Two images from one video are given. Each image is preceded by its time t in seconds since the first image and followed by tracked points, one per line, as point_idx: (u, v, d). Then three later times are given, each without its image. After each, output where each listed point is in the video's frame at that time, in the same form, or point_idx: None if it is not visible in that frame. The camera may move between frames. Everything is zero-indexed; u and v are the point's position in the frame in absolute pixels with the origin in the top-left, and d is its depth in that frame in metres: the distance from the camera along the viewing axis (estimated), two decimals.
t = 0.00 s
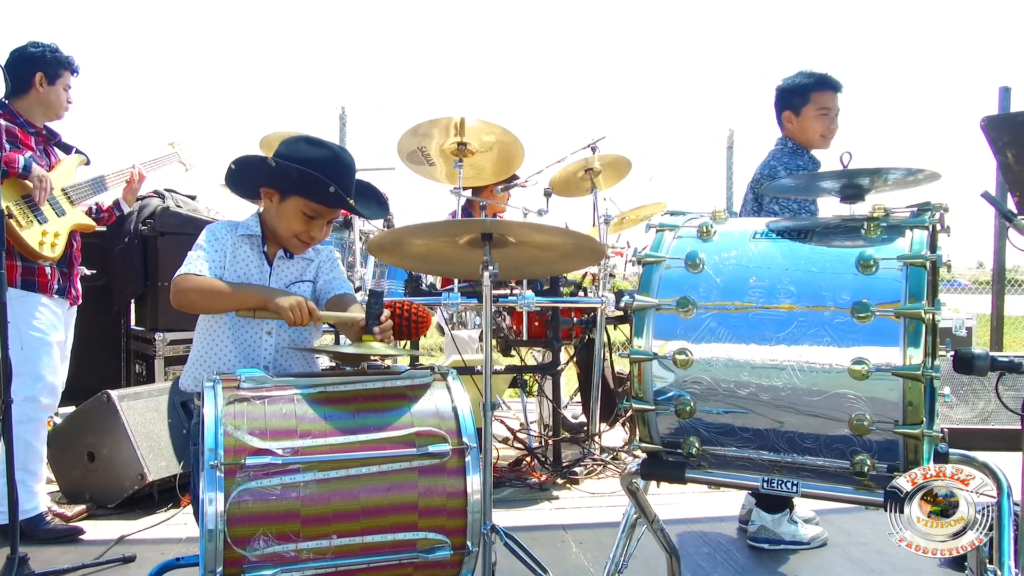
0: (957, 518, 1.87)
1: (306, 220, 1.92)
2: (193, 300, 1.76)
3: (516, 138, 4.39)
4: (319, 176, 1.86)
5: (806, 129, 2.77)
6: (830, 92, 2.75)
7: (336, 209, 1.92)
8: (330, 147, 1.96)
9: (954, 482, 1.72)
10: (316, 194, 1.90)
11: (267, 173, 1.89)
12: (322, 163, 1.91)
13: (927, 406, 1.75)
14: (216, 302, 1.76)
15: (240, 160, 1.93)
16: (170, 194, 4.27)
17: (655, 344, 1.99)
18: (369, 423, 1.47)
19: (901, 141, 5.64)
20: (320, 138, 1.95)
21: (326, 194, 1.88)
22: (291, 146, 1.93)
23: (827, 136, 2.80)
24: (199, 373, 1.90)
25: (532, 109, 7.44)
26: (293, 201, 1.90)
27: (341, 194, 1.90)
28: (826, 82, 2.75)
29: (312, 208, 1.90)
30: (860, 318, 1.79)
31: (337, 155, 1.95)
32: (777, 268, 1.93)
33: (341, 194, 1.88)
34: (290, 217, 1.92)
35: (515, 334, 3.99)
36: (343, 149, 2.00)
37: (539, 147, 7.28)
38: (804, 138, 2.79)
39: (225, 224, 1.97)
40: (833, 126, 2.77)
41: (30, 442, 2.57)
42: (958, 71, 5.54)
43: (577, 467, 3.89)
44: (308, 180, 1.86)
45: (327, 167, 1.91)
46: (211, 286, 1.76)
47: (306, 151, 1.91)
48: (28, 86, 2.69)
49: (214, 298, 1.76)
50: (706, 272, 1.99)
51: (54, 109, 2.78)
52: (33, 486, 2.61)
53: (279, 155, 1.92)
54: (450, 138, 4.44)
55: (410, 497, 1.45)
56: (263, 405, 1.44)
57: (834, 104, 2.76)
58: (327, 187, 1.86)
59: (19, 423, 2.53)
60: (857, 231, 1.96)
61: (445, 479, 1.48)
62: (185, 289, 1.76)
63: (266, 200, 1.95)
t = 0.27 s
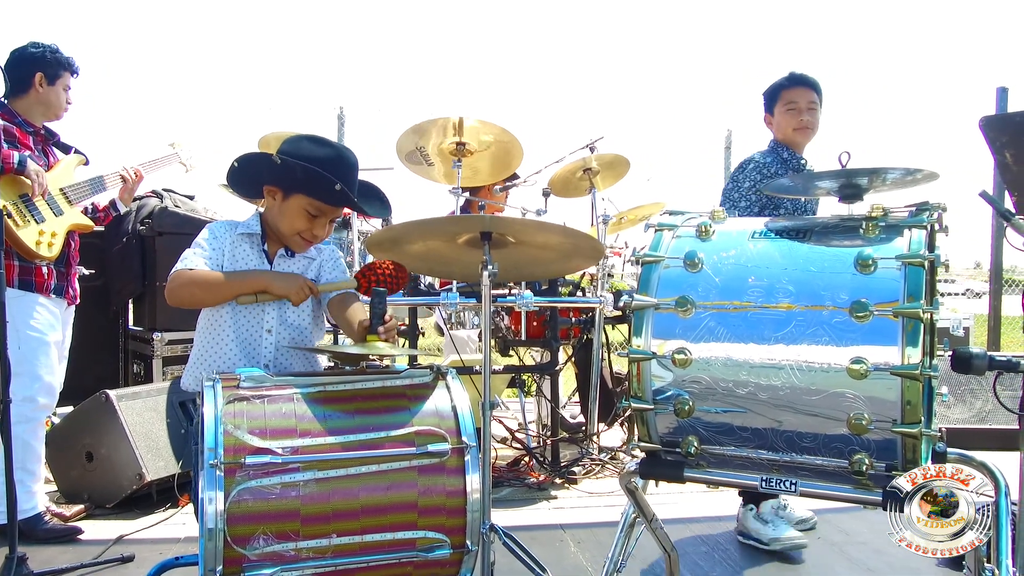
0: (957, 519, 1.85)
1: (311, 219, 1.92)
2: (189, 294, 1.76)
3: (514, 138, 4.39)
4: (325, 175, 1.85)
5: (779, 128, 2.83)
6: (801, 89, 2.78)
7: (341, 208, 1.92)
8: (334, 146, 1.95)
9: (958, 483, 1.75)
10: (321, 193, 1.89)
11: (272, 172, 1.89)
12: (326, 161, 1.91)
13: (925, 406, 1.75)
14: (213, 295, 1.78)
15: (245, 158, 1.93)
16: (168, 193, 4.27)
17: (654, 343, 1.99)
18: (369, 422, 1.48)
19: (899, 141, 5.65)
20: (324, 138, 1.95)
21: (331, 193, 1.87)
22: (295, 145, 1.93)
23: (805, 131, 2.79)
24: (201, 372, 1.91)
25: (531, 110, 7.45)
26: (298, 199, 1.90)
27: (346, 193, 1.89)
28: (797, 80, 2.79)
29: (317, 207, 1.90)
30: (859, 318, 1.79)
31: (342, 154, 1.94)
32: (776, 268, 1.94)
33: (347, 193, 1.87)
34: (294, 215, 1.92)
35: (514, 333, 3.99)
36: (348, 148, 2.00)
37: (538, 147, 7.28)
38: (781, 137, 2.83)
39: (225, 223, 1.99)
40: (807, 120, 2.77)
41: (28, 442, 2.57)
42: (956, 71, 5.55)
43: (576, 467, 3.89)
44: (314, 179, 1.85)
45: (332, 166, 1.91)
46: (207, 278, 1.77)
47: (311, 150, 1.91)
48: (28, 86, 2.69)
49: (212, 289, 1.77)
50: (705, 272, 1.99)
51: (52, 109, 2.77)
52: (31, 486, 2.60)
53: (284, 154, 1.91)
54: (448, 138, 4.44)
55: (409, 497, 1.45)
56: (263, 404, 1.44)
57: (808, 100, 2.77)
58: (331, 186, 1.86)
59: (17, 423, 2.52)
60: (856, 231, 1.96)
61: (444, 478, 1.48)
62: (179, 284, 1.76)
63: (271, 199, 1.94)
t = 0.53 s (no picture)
0: (957, 518, 1.85)
1: (308, 221, 1.91)
2: (191, 291, 1.76)
3: (512, 138, 4.40)
4: (320, 178, 1.84)
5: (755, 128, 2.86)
6: (771, 86, 2.81)
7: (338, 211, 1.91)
8: (333, 149, 1.94)
9: (956, 483, 1.76)
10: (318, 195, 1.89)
11: (270, 174, 1.89)
12: (324, 164, 1.90)
13: (922, 405, 1.76)
14: (215, 293, 1.77)
15: (243, 159, 1.92)
16: (165, 193, 4.26)
17: (652, 343, 1.99)
18: (368, 421, 1.48)
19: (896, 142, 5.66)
20: (324, 140, 1.95)
21: (328, 196, 1.87)
22: (294, 147, 1.92)
23: (780, 127, 2.79)
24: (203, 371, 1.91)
25: (529, 110, 7.45)
26: (295, 202, 1.90)
27: (342, 196, 1.89)
28: (769, 79, 2.81)
29: (314, 210, 1.90)
30: (856, 317, 1.79)
31: (340, 157, 1.93)
32: (773, 267, 1.94)
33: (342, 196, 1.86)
34: (292, 218, 1.92)
35: (512, 333, 4.00)
36: (347, 150, 1.99)
37: (535, 147, 7.29)
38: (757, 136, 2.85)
39: (229, 223, 1.99)
40: (779, 116, 2.77)
41: (26, 442, 2.57)
42: (953, 72, 5.56)
43: (573, 467, 3.89)
44: (310, 182, 1.85)
45: (330, 168, 1.91)
46: (210, 275, 1.77)
47: (309, 153, 1.91)
48: (28, 86, 2.68)
49: (215, 288, 1.76)
50: (703, 271, 2.00)
51: (49, 109, 2.77)
52: (29, 486, 2.60)
53: (282, 157, 1.91)
54: (446, 138, 4.44)
55: (407, 495, 1.45)
56: (262, 403, 1.44)
57: (778, 96, 2.79)
58: (327, 189, 1.85)
59: (15, 423, 2.52)
60: (853, 231, 1.97)
61: (442, 476, 1.49)
62: (183, 280, 1.77)
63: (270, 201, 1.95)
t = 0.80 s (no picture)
0: (956, 519, 1.91)
1: (303, 220, 1.91)
2: (191, 292, 1.77)
3: (511, 138, 4.40)
4: (309, 175, 1.84)
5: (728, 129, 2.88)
6: (741, 86, 2.82)
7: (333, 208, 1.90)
8: (329, 148, 1.94)
9: (955, 483, 1.85)
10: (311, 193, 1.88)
11: (265, 174, 1.90)
12: (317, 161, 1.90)
13: (920, 404, 1.76)
14: (216, 293, 1.77)
15: (246, 159, 1.94)
16: (164, 193, 4.26)
17: (650, 342, 2.00)
18: (367, 421, 1.48)
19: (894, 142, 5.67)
20: (322, 139, 1.95)
21: (319, 193, 1.86)
22: (291, 147, 1.93)
23: (752, 126, 2.80)
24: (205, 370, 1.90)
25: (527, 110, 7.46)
26: (291, 201, 1.90)
27: (332, 193, 1.88)
28: (737, 79, 2.83)
29: (309, 208, 1.89)
30: (855, 317, 1.80)
31: (335, 155, 1.93)
32: (772, 267, 1.95)
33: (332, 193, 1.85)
34: (287, 216, 1.92)
35: (510, 333, 4.00)
36: (345, 149, 1.98)
37: (533, 147, 7.29)
38: (731, 137, 2.87)
39: (231, 223, 1.99)
40: (750, 115, 2.78)
41: (25, 442, 2.56)
42: (950, 72, 5.57)
43: (572, 467, 3.89)
44: (300, 180, 1.84)
45: (324, 166, 1.90)
46: (209, 276, 1.76)
47: (304, 151, 1.91)
48: (28, 86, 2.68)
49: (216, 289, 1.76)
50: (702, 271, 2.00)
51: (49, 109, 2.76)
52: (27, 486, 2.60)
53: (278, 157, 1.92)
54: (444, 138, 4.44)
55: (407, 494, 1.45)
56: (262, 402, 1.44)
57: (748, 95, 2.80)
58: (316, 186, 1.85)
59: (14, 423, 2.51)
60: (851, 231, 1.97)
61: (442, 475, 1.49)
62: (184, 282, 1.78)
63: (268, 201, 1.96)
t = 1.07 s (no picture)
0: (957, 518, 1.90)
1: (303, 221, 1.91)
2: (193, 297, 1.77)
3: (510, 139, 4.40)
4: (308, 177, 1.83)
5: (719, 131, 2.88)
6: (731, 88, 2.81)
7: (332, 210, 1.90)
8: (326, 148, 1.94)
9: (954, 482, 1.83)
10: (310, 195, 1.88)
11: (265, 177, 1.90)
12: (316, 164, 1.90)
13: (918, 405, 1.76)
14: (218, 297, 1.77)
15: (245, 163, 1.95)
16: (162, 193, 4.25)
17: (649, 343, 2.00)
18: (367, 422, 1.48)
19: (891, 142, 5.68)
20: (319, 141, 1.95)
21: (317, 195, 1.85)
22: (290, 150, 1.93)
23: (742, 129, 2.80)
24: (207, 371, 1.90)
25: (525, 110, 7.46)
26: (290, 203, 1.89)
27: (331, 194, 1.87)
28: (728, 79, 2.82)
29: (309, 210, 1.89)
30: (853, 318, 1.80)
31: (332, 156, 1.93)
32: (770, 268, 1.95)
33: (330, 194, 1.85)
34: (287, 219, 1.91)
35: (509, 333, 4.00)
36: (342, 149, 1.98)
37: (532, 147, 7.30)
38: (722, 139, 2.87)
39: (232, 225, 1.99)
40: (740, 118, 2.78)
41: (24, 442, 2.56)
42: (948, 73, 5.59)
43: (570, 467, 3.89)
44: (299, 182, 1.84)
45: (323, 168, 1.90)
46: (208, 285, 1.76)
47: (303, 154, 1.91)
48: (28, 87, 2.68)
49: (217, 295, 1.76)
50: (700, 272, 2.01)
51: (49, 110, 2.76)
52: (26, 487, 2.60)
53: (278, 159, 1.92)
54: (444, 139, 4.45)
55: (406, 495, 1.45)
56: (261, 403, 1.44)
57: (739, 96, 2.79)
58: (315, 188, 1.84)
59: (13, 423, 2.51)
60: (850, 231, 1.97)
61: (441, 476, 1.49)
62: (185, 288, 1.78)
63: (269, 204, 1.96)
